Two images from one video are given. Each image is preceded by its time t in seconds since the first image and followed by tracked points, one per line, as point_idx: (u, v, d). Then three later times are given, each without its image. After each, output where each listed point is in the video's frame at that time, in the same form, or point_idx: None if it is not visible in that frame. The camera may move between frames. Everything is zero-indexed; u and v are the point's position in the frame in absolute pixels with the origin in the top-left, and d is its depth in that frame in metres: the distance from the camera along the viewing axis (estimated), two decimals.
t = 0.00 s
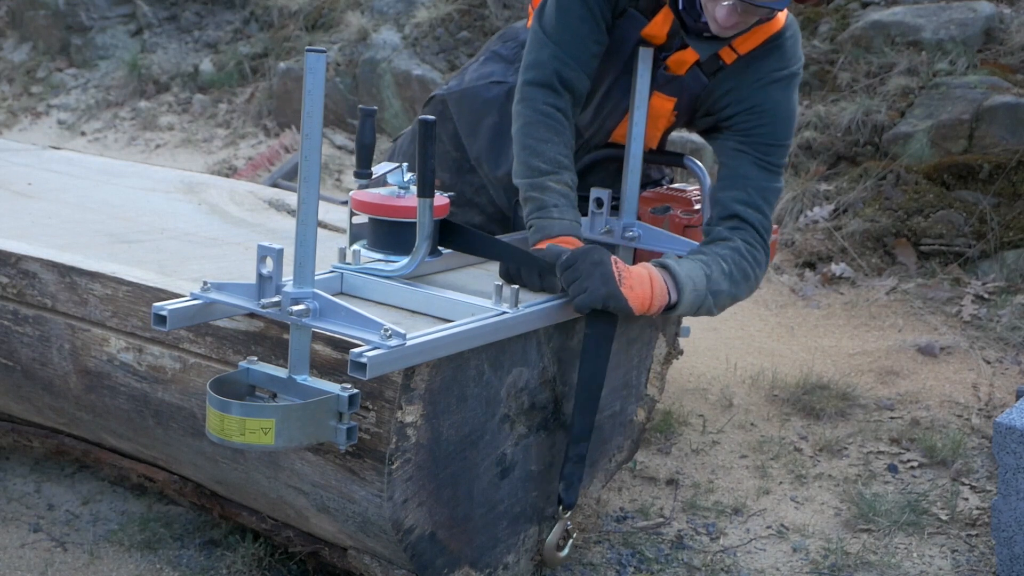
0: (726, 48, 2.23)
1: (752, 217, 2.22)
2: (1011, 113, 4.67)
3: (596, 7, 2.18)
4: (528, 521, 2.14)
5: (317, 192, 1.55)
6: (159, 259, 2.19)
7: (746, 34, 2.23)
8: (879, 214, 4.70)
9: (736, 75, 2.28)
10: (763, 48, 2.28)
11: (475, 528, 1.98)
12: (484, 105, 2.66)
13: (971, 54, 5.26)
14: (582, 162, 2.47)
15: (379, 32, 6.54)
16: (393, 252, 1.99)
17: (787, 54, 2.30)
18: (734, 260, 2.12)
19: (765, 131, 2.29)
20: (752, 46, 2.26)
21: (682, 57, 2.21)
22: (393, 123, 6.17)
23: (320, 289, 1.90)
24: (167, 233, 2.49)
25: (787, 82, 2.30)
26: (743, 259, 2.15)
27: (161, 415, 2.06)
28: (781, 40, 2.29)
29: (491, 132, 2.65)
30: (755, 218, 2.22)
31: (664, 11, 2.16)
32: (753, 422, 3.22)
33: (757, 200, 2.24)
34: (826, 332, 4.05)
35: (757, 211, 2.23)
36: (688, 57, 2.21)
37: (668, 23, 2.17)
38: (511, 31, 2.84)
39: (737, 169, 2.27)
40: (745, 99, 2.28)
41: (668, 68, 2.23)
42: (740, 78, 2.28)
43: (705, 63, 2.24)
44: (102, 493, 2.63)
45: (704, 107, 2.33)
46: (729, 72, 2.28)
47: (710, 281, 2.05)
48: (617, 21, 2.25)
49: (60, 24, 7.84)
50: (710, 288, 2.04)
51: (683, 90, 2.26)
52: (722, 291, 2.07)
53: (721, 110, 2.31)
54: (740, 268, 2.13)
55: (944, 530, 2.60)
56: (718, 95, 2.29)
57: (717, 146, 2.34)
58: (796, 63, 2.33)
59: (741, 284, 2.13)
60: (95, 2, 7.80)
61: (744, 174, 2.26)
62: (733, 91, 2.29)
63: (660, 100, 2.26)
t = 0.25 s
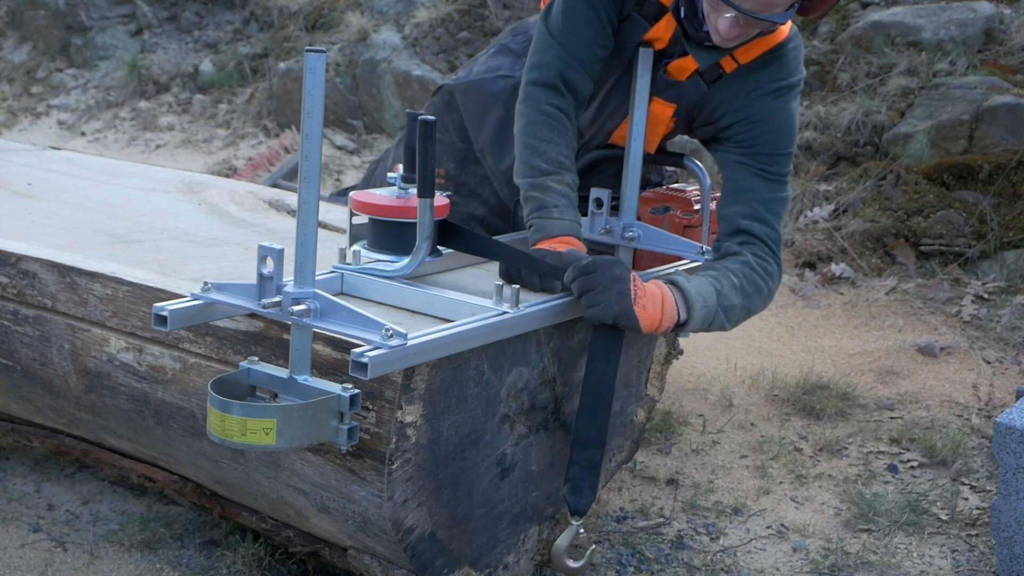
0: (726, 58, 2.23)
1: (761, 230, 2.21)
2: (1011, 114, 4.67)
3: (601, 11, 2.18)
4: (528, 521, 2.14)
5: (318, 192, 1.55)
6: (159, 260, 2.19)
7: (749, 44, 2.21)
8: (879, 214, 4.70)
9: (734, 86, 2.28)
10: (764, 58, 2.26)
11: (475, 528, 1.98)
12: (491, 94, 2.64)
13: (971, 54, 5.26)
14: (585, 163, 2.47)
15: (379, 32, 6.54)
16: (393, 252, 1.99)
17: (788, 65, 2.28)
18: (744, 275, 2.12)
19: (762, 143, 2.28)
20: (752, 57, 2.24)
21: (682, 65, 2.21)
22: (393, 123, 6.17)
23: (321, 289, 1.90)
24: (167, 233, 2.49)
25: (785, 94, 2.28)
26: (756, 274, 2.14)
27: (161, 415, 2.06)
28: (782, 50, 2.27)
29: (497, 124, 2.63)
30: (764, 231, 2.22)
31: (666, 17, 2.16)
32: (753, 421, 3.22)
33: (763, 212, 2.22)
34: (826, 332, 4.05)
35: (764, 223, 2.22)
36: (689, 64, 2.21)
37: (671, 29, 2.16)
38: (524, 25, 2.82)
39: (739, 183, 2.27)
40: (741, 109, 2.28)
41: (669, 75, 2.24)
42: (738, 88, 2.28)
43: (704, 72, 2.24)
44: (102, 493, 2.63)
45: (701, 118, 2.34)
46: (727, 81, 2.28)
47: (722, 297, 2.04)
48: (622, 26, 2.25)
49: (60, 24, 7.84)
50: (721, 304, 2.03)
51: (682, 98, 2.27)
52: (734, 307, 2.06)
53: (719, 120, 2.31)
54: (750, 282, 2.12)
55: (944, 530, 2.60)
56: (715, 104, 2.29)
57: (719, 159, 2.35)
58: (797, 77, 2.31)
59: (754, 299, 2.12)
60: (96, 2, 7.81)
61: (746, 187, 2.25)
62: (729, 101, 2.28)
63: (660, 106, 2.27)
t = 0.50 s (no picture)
0: (733, 67, 2.22)
1: (801, 246, 2.24)
2: (1011, 114, 4.67)
3: (605, 15, 2.17)
4: (528, 522, 2.14)
5: (317, 193, 1.55)
6: (159, 260, 2.19)
7: (755, 52, 2.20)
8: (879, 214, 4.70)
9: (748, 97, 2.29)
10: (774, 66, 2.26)
11: (475, 528, 1.98)
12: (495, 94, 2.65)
13: (971, 54, 5.26)
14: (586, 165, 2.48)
15: (379, 32, 6.54)
16: (393, 252, 1.99)
17: (797, 71, 2.29)
18: (795, 295, 2.15)
19: (785, 154, 2.31)
20: (763, 65, 2.25)
21: (687, 72, 2.24)
22: (393, 123, 6.17)
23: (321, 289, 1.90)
24: (168, 233, 2.49)
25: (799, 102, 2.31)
26: (803, 293, 2.17)
27: (161, 415, 2.06)
28: (791, 57, 2.27)
29: (501, 123, 2.64)
30: (805, 244, 2.25)
31: (671, 22, 2.16)
32: (753, 422, 3.22)
33: (797, 225, 2.26)
34: (826, 332, 4.05)
35: (802, 235, 2.25)
36: (695, 72, 2.24)
37: (673, 34, 2.17)
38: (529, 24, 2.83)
39: (769, 197, 2.30)
40: (760, 122, 2.30)
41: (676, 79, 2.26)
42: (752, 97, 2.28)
43: (711, 81, 2.25)
44: (102, 493, 2.63)
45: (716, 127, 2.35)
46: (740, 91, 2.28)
47: (777, 329, 2.06)
48: (625, 30, 2.25)
49: (60, 24, 7.84)
50: (778, 336, 2.05)
51: (688, 103, 2.28)
52: (791, 334, 2.08)
53: (738, 133, 2.33)
54: (800, 300, 2.15)
55: (944, 530, 2.60)
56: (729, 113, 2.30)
57: (742, 171, 2.38)
58: (807, 78, 2.33)
59: (805, 316, 2.15)
60: (96, 2, 7.81)
61: (778, 202, 2.28)
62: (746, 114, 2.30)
63: (666, 108, 2.27)
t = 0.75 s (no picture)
0: (743, 51, 2.24)
1: (827, 218, 2.35)
2: (1011, 113, 4.67)
3: (601, 12, 2.18)
4: (528, 521, 2.14)
5: (317, 193, 1.55)
6: (159, 260, 2.19)
7: (762, 36, 2.23)
8: (879, 214, 4.70)
9: (758, 79, 2.32)
10: (779, 46, 2.30)
11: (475, 528, 1.98)
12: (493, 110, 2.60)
13: (971, 54, 5.26)
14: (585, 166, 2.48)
15: (379, 32, 6.54)
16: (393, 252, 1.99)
17: (801, 48, 2.34)
18: (827, 265, 2.26)
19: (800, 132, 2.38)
20: (769, 48, 2.28)
21: (698, 63, 2.23)
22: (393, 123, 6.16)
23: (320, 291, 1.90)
24: (168, 233, 2.49)
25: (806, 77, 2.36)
26: (835, 264, 2.28)
27: (161, 415, 2.06)
28: (794, 36, 2.32)
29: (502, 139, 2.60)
30: (829, 217, 2.35)
31: (672, 13, 2.17)
32: (753, 422, 3.22)
33: (819, 200, 2.35)
34: (826, 332, 4.04)
35: (825, 209, 2.35)
36: (706, 62, 2.22)
37: (677, 24, 2.18)
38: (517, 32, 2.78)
39: (790, 175, 2.38)
40: (774, 103, 2.35)
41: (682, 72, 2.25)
42: (761, 80, 2.32)
43: (722, 69, 2.26)
44: (102, 493, 2.63)
45: (728, 112, 2.39)
46: (750, 74, 2.31)
47: (817, 301, 2.16)
48: (622, 26, 2.24)
49: (60, 24, 7.84)
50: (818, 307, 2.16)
51: (700, 93, 2.28)
52: (829, 305, 2.19)
53: (752, 115, 2.38)
54: (832, 272, 2.26)
55: (944, 530, 2.60)
56: (741, 97, 2.34)
57: (757, 151, 2.45)
58: (809, 54, 2.38)
59: (838, 285, 2.26)
60: (96, 2, 7.81)
61: (799, 180, 2.37)
62: (757, 96, 2.35)
63: (677, 103, 2.26)
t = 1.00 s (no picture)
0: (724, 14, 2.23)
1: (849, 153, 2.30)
2: (1011, 113, 4.67)
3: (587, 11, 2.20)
4: (528, 521, 2.13)
5: (307, 192, 1.55)
6: (159, 259, 2.18)
7: None
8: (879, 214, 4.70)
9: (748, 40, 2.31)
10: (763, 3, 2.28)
11: (475, 528, 1.98)
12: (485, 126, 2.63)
13: (970, 53, 5.27)
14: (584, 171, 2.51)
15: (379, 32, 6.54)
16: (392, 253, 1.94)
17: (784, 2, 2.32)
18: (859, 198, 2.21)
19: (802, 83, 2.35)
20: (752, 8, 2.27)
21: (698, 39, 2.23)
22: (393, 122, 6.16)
23: (320, 287, 1.91)
24: (167, 233, 2.49)
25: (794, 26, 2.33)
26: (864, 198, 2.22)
27: (161, 415, 2.06)
28: None
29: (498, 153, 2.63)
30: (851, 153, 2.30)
31: None
32: (753, 421, 3.22)
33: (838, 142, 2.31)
34: (826, 332, 4.04)
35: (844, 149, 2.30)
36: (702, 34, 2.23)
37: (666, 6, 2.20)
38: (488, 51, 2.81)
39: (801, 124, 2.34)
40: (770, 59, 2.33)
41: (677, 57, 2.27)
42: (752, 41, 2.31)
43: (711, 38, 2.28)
44: (102, 493, 2.63)
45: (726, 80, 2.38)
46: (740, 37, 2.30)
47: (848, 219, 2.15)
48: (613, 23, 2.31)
49: (60, 24, 7.84)
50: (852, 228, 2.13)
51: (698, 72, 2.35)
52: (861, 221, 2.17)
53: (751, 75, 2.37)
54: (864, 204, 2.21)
55: (944, 530, 2.60)
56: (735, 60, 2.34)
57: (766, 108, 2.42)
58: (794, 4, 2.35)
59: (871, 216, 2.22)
60: (96, 2, 7.81)
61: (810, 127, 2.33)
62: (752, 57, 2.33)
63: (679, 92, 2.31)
